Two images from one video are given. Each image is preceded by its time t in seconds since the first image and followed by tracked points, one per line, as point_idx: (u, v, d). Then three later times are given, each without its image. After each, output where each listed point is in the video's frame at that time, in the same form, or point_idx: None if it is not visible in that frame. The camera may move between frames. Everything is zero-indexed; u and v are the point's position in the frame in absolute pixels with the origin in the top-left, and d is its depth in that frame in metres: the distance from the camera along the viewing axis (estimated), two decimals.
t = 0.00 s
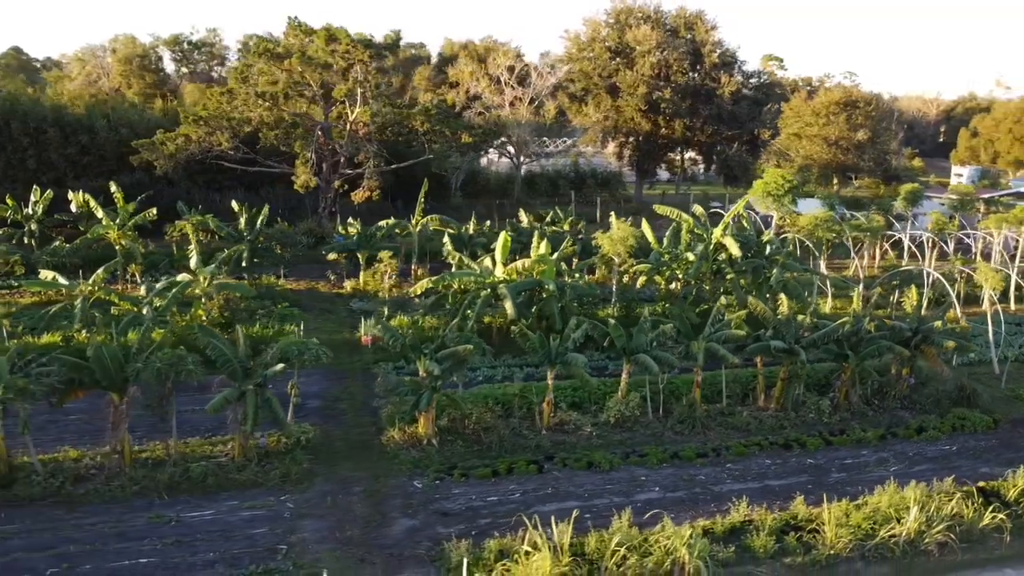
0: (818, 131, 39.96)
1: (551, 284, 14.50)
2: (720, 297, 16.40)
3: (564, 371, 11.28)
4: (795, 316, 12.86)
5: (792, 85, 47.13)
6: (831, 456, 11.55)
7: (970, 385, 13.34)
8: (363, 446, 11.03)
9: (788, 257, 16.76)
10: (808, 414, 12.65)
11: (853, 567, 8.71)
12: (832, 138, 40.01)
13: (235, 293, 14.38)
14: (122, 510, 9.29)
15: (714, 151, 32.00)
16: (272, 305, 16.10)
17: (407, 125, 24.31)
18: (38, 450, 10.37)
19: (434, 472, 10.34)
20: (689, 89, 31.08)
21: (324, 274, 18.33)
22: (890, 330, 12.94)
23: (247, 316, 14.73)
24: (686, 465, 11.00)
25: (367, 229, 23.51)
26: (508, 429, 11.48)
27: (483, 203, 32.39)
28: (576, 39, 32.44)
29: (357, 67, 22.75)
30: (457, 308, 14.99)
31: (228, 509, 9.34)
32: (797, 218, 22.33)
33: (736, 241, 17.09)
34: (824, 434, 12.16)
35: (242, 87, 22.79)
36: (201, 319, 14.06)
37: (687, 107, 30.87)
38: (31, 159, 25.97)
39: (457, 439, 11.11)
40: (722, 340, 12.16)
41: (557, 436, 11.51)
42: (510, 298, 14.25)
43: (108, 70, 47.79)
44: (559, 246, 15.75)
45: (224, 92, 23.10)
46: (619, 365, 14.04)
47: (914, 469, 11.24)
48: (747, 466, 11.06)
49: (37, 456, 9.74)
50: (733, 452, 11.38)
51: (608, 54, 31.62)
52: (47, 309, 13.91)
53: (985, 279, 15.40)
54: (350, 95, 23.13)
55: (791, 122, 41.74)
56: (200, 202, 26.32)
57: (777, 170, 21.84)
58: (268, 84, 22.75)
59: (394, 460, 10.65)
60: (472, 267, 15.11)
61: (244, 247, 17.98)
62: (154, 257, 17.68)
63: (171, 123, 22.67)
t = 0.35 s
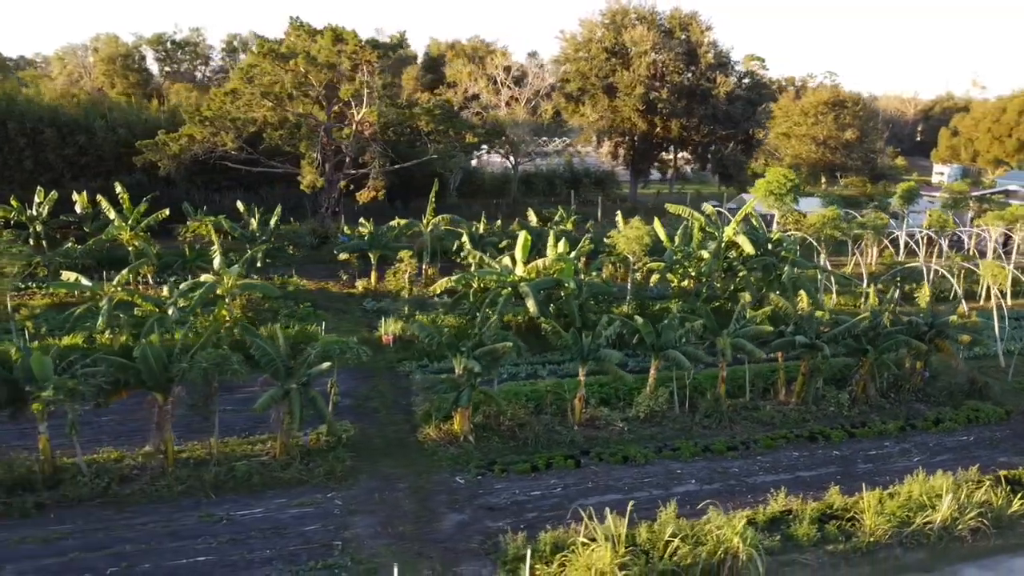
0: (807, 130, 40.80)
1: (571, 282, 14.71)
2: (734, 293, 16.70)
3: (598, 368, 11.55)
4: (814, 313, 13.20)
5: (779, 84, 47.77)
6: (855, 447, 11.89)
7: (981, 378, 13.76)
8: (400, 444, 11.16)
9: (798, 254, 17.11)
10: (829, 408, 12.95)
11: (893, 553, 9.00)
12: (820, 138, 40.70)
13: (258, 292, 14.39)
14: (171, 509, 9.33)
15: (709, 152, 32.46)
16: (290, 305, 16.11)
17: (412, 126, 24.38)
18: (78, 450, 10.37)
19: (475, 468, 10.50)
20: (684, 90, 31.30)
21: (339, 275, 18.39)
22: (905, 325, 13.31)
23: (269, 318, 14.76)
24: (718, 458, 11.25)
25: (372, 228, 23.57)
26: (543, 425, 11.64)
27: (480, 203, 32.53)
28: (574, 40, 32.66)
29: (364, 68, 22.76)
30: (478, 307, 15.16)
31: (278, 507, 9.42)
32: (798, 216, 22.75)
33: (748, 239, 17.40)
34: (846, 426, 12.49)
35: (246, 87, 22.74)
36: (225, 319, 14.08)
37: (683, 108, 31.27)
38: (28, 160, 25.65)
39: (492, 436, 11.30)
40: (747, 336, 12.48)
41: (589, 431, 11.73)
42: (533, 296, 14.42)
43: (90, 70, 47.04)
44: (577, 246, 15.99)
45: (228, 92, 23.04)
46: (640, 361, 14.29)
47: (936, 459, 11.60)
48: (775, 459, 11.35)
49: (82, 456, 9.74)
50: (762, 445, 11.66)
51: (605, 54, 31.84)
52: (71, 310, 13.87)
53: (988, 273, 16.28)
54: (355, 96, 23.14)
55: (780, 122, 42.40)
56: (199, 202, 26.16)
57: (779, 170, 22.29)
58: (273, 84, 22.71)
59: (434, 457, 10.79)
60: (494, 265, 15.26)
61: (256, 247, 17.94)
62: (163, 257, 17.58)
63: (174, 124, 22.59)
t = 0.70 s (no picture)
0: (795, 129, 41.49)
1: (594, 279, 14.96)
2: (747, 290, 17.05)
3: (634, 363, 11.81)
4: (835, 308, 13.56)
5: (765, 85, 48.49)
6: (880, 438, 12.26)
7: (993, 370, 14.23)
8: (442, 441, 11.32)
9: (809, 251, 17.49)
10: (851, 400, 13.32)
11: (934, 538, 9.35)
12: (808, 137, 41.42)
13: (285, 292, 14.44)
14: (228, 507, 9.41)
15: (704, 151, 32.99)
16: (311, 304, 16.16)
17: (418, 126, 24.48)
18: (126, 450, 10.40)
19: (520, 463, 10.69)
20: (681, 90, 31.80)
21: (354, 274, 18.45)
22: (922, 320, 13.72)
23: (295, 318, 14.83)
24: (752, 450, 11.55)
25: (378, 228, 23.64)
26: (580, 420, 11.86)
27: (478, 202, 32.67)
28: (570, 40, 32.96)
29: (372, 68, 22.81)
30: (502, 306, 15.35)
31: (334, 503, 9.55)
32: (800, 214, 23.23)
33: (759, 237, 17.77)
34: (869, 418, 12.86)
35: (253, 87, 22.69)
36: (253, 318, 14.13)
37: (679, 108, 31.74)
38: (25, 160, 25.33)
39: (532, 432, 11.50)
40: (774, 331, 12.82)
41: (624, 425, 11.97)
42: (558, 293, 14.63)
43: (71, 70, 46.24)
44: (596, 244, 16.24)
45: (234, 92, 22.97)
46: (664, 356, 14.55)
47: (959, 448, 12.01)
48: (807, 450, 11.67)
49: (135, 456, 9.78)
50: (792, 436, 11.99)
51: (601, 55, 32.17)
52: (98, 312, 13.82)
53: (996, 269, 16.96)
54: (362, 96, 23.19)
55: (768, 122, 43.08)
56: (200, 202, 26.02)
57: (781, 169, 22.79)
58: (280, 84, 22.69)
59: (478, 452, 10.96)
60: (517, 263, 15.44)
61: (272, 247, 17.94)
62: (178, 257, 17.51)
63: (180, 124, 22.50)
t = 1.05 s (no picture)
0: (784, 128, 42.20)
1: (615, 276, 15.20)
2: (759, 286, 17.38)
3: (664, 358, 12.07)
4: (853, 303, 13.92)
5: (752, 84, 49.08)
6: (901, 429, 12.63)
7: (1002, 363, 14.68)
8: (480, 437, 11.49)
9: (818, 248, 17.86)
10: (869, 393, 13.68)
11: (966, 524, 9.70)
12: (797, 136, 42.07)
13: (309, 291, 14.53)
14: (279, 504, 9.52)
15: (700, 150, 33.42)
16: (331, 304, 16.24)
17: (423, 125, 24.58)
18: (170, 450, 10.44)
19: (559, 457, 10.89)
20: (678, 89, 32.19)
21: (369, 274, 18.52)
22: (936, 315, 14.12)
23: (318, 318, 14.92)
24: (780, 443, 11.85)
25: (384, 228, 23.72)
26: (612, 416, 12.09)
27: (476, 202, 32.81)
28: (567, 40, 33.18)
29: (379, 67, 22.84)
30: (523, 303, 15.54)
31: (383, 499, 9.69)
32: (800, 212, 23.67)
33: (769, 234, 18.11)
34: (888, 410, 13.22)
35: (259, 87, 22.66)
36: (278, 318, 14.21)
37: (676, 108, 32.16)
38: (24, 161, 25.09)
39: (567, 427, 11.71)
40: (796, 326, 13.14)
41: (654, 420, 12.22)
42: (580, 290, 14.85)
43: (53, 70, 45.56)
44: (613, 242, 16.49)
45: (240, 92, 22.93)
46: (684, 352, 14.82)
47: (977, 438, 12.41)
48: (833, 441, 11.99)
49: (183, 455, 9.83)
50: (817, 429, 12.31)
51: (599, 55, 32.46)
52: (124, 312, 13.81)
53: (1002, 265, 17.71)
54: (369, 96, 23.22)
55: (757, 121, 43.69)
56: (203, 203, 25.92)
57: (781, 169, 23.26)
58: (287, 84, 22.66)
59: (517, 447, 11.15)
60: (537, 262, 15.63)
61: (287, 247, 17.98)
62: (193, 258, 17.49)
63: (187, 124, 22.44)
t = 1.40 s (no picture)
0: (773, 128, 42.87)
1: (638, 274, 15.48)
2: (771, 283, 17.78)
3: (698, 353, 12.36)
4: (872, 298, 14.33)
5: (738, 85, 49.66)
6: (923, 420, 13.05)
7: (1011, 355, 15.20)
8: (521, 432, 11.70)
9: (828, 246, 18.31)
10: (888, 385, 14.11)
11: (999, 508, 10.11)
12: (785, 136, 42.71)
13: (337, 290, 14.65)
14: (337, 500, 9.66)
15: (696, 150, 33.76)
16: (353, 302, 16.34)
17: (429, 125, 24.69)
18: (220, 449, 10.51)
19: (602, 450, 11.14)
20: (675, 89, 32.54)
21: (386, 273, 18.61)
22: (950, 309, 14.59)
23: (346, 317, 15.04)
24: (810, 434, 12.20)
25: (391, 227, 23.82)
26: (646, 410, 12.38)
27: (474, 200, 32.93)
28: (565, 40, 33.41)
29: (387, 68, 22.89)
30: (546, 301, 15.75)
31: (439, 493, 9.87)
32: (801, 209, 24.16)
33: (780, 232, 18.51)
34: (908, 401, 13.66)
35: (267, 87, 22.61)
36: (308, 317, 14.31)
37: (672, 108, 32.55)
38: (24, 162, 24.81)
39: (604, 421, 11.96)
40: (821, 320, 13.52)
41: (687, 413, 12.51)
42: (605, 287, 15.11)
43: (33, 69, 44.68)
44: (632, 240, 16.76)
45: (247, 92, 22.85)
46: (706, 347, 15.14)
47: (995, 427, 12.87)
48: (861, 432, 12.37)
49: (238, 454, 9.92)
50: (844, 420, 12.68)
51: (596, 55, 32.74)
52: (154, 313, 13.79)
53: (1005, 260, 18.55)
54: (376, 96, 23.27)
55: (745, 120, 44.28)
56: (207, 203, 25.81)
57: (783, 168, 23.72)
58: (295, 84, 22.63)
59: (559, 441, 11.38)
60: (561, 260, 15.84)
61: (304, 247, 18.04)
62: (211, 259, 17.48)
63: (195, 124, 22.36)
